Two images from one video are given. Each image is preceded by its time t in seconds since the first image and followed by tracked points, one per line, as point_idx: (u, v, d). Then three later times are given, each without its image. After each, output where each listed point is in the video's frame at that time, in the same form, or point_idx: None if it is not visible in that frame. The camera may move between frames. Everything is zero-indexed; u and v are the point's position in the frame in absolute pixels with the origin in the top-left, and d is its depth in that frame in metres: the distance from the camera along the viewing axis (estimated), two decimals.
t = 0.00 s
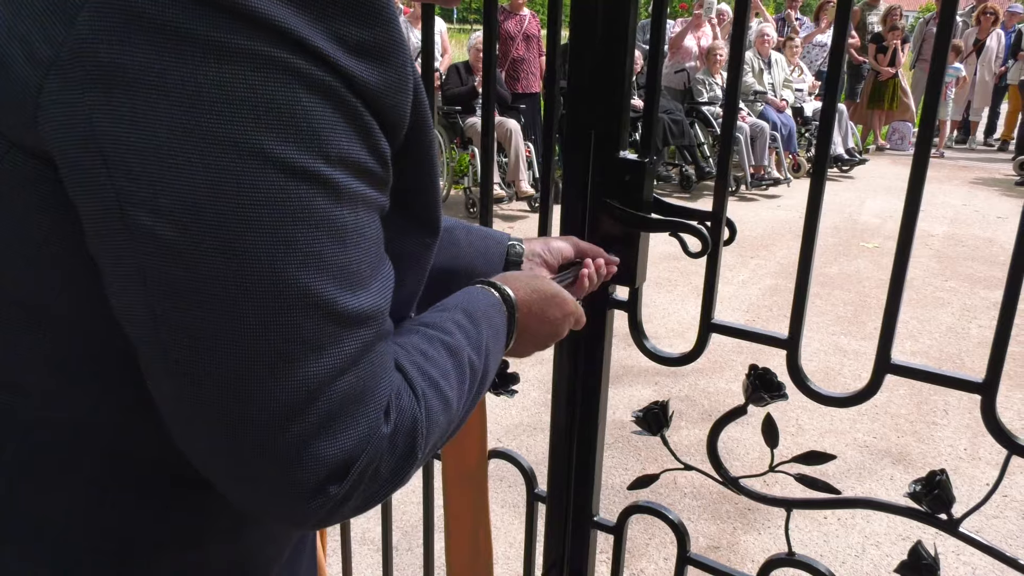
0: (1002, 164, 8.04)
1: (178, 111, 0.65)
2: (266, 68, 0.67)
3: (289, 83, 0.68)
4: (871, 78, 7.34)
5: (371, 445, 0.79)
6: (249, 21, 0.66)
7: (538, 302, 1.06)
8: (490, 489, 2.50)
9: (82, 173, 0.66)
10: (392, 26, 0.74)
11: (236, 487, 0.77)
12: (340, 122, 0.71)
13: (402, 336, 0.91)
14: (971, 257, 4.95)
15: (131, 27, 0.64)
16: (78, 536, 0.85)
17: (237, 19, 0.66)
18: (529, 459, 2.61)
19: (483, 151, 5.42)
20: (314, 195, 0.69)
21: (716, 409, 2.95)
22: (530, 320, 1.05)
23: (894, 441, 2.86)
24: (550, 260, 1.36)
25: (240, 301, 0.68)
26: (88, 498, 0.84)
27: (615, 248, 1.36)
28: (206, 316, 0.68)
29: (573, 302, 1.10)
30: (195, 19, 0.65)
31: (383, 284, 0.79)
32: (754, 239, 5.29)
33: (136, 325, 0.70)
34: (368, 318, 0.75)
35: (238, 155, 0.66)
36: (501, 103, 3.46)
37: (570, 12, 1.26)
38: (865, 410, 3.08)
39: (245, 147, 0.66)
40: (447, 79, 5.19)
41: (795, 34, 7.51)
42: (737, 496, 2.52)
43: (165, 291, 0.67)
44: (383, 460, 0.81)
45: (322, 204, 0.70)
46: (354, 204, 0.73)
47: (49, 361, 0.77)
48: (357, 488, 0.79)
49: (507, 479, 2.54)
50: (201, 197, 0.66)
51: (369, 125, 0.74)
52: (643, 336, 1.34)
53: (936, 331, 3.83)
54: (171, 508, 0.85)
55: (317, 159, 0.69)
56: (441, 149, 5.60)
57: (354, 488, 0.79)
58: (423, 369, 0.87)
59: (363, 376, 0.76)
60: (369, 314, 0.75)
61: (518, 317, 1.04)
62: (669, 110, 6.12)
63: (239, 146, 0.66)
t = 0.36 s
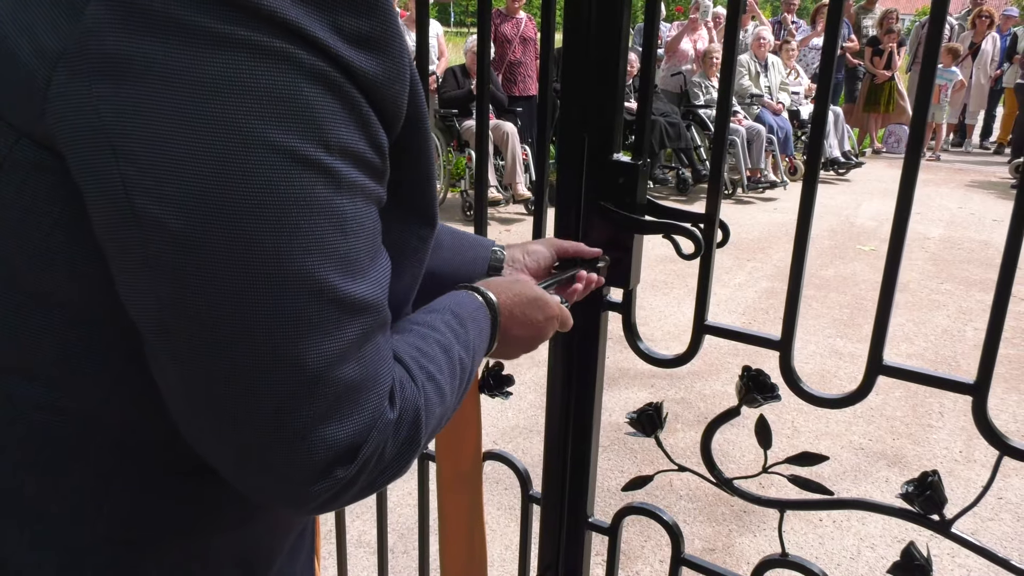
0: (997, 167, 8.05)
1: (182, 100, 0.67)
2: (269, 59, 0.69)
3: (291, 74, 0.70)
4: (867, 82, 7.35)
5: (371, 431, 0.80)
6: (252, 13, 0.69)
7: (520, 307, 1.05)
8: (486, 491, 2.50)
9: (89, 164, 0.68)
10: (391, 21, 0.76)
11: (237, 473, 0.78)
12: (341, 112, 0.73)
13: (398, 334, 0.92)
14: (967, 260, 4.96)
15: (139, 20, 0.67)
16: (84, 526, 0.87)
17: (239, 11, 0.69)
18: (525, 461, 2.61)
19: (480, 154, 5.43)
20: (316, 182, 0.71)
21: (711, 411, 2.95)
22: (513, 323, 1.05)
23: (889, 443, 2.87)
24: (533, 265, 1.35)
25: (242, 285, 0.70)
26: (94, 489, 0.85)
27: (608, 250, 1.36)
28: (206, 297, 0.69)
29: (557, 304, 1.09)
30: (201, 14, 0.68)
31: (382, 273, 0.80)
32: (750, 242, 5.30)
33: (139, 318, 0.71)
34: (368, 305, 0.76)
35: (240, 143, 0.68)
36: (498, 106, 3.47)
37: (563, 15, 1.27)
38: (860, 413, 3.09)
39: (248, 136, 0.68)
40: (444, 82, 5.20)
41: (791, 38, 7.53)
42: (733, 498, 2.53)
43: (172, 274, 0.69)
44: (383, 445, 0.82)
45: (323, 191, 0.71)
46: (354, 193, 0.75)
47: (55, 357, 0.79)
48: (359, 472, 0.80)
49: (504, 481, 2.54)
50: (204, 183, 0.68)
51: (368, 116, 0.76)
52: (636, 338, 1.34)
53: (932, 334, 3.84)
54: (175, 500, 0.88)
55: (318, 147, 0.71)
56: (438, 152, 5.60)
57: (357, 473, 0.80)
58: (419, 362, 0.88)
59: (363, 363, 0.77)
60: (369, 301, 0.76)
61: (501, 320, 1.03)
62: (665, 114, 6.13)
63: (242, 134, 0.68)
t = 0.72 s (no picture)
0: (993, 168, 8.07)
1: (166, 68, 0.67)
2: (253, 23, 0.68)
3: (277, 37, 0.69)
4: (862, 83, 7.37)
5: (369, 407, 0.79)
6: None
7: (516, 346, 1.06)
8: (481, 493, 2.50)
9: (75, 139, 0.67)
10: None
11: (234, 455, 0.78)
12: (328, 77, 0.72)
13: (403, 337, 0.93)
14: (962, 260, 4.96)
15: None
16: (83, 519, 0.87)
17: None
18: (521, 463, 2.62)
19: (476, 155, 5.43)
20: (305, 149, 0.70)
21: (707, 412, 2.96)
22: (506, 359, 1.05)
23: (885, 444, 2.87)
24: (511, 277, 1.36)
25: (232, 255, 0.69)
26: (96, 483, 0.85)
27: (601, 254, 1.36)
28: (193, 272, 0.69)
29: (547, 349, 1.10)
30: None
31: (375, 246, 0.79)
32: (746, 243, 5.30)
33: (133, 303, 0.72)
34: (361, 276, 0.76)
35: (227, 110, 0.67)
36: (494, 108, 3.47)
37: (557, 17, 1.28)
38: (856, 413, 3.09)
39: (234, 103, 0.68)
40: (440, 84, 5.21)
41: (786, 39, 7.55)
42: (728, 499, 2.53)
43: (161, 251, 0.69)
44: (385, 422, 0.82)
45: (312, 159, 0.71)
46: (344, 161, 0.74)
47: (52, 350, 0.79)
48: (361, 449, 0.80)
49: (500, 483, 2.55)
50: (190, 152, 0.67)
51: (356, 82, 0.75)
52: (630, 342, 1.35)
53: (927, 334, 3.84)
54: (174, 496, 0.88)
55: (305, 113, 0.70)
56: (435, 154, 5.61)
57: (357, 451, 0.79)
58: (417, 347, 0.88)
59: (357, 338, 0.77)
60: (362, 272, 0.76)
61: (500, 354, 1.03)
62: (661, 115, 6.14)
63: (229, 101, 0.68)
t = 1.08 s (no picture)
0: (989, 167, 8.09)
1: (153, 38, 0.67)
2: None
3: (261, 7, 0.70)
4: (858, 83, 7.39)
5: (370, 380, 0.80)
6: None
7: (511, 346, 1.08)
8: (481, 494, 2.50)
9: (61, 115, 0.67)
10: None
11: (234, 432, 0.78)
12: (314, 46, 0.73)
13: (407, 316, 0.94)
14: (960, 260, 4.98)
15: None
16: (86, 527, 0.86)
17: None
18: (520, 464, 2.62)
19: (473, 158, 5.44)
20: (295, 116, 0.71)
21: (706, 412, 2.96)
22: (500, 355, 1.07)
23: (883, 443, 2.88)
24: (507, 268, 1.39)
25: (225, 227, 0.69)
26: (100, 489, 0.85)
27: (601, 255, 1.36)
28: (186, 246, 0.69)
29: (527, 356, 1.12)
30: None
31: (367, 219, 0.80)
32: (743, 244, 5.31)
33: (129, 286, 0.72)
34: (354, 245, 0.76)
35: (216, 78, 0.68)
36: (492, 111, 3.48)
37: (554, 19, 1.28)
38: (854, 413, 3.10)
39: (223, 70, 0.68)
40: (437, 86, 5.21)
41: (782, 40, 7.57)
42: (727, 500, 2.53)
43: (153, 224, 0.69)
44: (388, 394, 0.83)
45: (303, 126, 0.72)
46: (334, 130, 0.75)
47: (55, 349, 0.79)
48: (365, 421, 0.80)
49: (499, 484, 2.55)
50: (180, 122, 0.67)
51: (342, 52, 0.76)
52: (630, 343, 1.35)
53: (924, 334, 3.85)
54: (175, 507, 0.87)
55: (294, 81, 0.71)
56: (431, 156, 5.61)
57: (361, 423, 0.80)
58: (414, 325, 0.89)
59: (354, 309, 0.77)
60: (355, 241, 0.76)
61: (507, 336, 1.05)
62: (658, 116, 6.16)
63: (218, 69, 0.68)
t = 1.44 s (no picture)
0: (987, 168, 8.11)
1: (155, 24, 0.68)
2: None
3: None
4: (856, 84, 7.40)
5: (365, 379, 0.80)
6: None
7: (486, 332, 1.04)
8: (482, 497, 2.50)
9: (62, 102, 0.68)
10: None
11: (219, 433, 0.78)
12: (316, 38, 0.74)
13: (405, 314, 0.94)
14: (958, 261, 4.99)
15: None
16: (91, 529, 0.87)
17: None
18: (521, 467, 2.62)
19: (472, 161, 5.44)
20: (295, 104, 0.71)
21: (706, 414, 2.97)
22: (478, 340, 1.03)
23: (883, 445, 2.88)
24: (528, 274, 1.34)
25: (222, 214, 0.70)
26: (105, 490, 0.85)
27: (602, 258, 1.37)
28: (181, 236, 0.69)
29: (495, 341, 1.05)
30: None
31: (367, 215, 0.80)
32: (742, 246, 5.32)
33: (123, 273, 0.73)
34: (353, 239, 0.76)
35: (216, 65, 0.69)
36: (491, 114, 3.48)
37: (554, 23, 1.28)
38: (854, 414, 3.10)
39: (224, 57, 0.69)
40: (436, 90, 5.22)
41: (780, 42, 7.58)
42: (728, 502, 2.54)
43: (150, 211, 0.69)
44: (382, 396, 0.82)
45: (302, 114, 0.72)
46: (334, 121, 0.75)
47: (62, 351, 0.80)
48: (357, 423, 0.80)
49: (500, 487, 2.55)
50: (180, 108, 0.68)
51: (343, 45, 0.77)
52: (631, 345, 1.35)
53: (924, 335, 3.86)
54: (181, 510, 0.87)
55: (294, 66, 0.72)
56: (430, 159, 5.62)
57: (352, 427, 0.80)
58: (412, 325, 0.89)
59: (351, 307, 0.78)
60: (354, 236, 0.76)
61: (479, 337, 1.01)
62: (656, 118, 6.16)
63: (219, 55, 0.69)
